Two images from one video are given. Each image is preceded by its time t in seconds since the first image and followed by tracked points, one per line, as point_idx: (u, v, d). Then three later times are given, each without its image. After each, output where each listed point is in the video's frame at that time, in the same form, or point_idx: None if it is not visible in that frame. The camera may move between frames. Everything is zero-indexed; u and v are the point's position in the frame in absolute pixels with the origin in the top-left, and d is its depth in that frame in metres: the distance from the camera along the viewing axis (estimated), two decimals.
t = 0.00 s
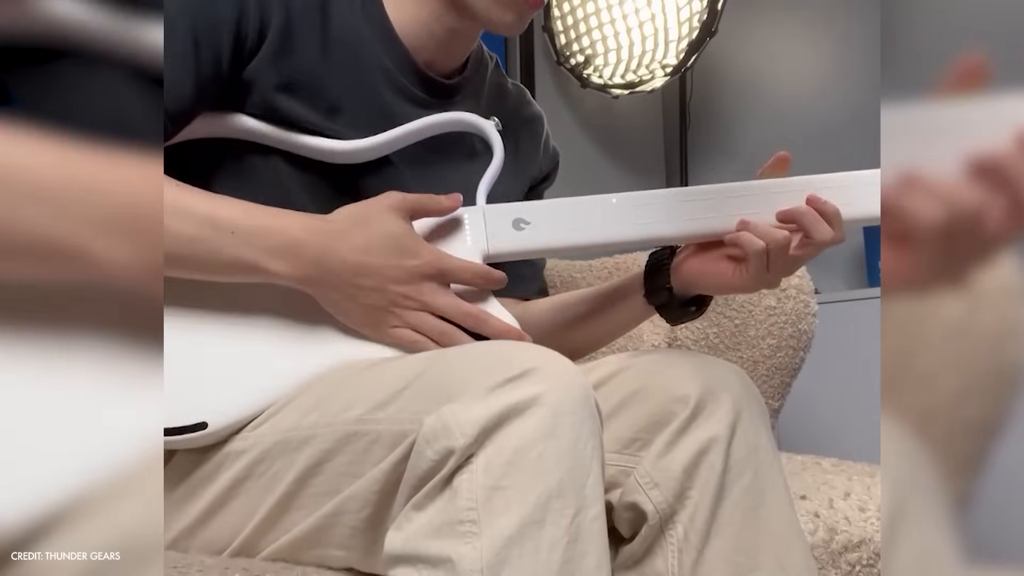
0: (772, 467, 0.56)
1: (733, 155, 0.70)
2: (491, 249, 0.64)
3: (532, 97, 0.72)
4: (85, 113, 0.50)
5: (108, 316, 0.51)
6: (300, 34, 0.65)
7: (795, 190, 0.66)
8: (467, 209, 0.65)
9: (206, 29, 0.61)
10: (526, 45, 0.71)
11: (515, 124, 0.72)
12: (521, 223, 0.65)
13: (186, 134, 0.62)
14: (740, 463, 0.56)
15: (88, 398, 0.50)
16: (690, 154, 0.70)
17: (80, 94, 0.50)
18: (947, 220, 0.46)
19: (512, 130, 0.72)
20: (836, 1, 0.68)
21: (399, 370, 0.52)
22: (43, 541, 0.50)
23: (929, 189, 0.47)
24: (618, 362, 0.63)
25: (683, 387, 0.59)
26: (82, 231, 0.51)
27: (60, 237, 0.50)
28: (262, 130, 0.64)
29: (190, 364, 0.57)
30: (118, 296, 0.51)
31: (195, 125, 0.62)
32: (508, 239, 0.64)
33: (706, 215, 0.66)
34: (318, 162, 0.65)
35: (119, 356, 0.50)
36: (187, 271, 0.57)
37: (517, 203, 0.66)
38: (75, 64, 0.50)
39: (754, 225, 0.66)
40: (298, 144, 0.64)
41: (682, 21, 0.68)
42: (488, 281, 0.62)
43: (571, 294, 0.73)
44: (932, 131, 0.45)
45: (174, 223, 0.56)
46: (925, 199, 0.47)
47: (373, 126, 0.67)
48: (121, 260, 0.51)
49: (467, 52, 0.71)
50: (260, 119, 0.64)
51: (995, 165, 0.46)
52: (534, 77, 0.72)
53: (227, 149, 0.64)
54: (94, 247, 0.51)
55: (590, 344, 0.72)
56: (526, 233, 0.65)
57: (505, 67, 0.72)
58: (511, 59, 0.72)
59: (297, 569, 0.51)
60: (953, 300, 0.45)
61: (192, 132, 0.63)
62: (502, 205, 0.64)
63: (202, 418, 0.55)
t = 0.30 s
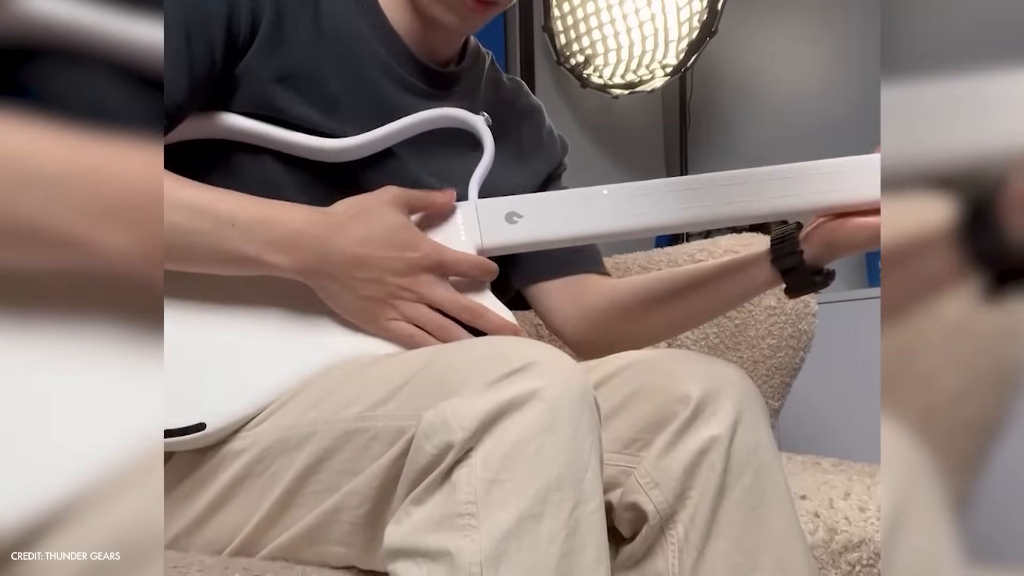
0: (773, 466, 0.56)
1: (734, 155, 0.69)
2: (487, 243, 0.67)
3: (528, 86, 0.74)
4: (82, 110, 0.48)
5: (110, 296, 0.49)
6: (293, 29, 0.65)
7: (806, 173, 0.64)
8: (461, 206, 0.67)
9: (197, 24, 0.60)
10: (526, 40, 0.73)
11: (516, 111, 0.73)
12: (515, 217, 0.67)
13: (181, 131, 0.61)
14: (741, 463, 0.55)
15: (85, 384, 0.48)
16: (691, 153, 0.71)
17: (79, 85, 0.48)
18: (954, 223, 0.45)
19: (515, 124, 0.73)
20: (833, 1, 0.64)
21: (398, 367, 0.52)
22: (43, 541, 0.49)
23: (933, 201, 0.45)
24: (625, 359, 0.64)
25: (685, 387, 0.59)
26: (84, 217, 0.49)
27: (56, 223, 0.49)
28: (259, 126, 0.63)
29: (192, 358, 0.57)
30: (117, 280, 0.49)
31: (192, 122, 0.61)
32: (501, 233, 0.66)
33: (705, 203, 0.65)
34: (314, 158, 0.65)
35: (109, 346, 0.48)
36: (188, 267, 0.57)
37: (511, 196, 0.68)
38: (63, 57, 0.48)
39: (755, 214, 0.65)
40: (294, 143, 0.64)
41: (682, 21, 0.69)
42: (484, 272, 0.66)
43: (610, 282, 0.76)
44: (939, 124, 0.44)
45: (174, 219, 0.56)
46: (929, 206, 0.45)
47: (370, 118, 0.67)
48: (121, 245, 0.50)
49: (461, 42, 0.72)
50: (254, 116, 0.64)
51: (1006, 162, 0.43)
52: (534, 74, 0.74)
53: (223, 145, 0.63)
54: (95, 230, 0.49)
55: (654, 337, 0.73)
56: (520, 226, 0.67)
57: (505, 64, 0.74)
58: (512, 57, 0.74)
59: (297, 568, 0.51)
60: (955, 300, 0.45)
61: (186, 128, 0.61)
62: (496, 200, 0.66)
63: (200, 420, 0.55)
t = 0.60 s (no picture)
0: (773, 467, 0.56)
1: (733, 155, 0.70)
2: (489, 252, 0.66)
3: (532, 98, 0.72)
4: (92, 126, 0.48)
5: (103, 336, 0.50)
6: (309, 37, 0.65)
7: (804, 195, 0.65)
8: (465, 217, 0.66)
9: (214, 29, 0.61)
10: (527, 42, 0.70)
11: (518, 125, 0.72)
12: (519, 228, 0.66)
13: (188, 141, 0.62)
14: (741, 464, 0.55)
15: (79, 409, 0.48)
16: (691, 154, 0.70)
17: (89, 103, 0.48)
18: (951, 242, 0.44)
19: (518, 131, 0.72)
20: None
21: (402, 374, 0.52)
22: (43, 541, 0.49)
23: (932, 217, 0.45)
24: (624, 360, 0.64)
25: (685, 387, 0.59)
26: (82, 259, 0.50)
27: (54, 252, 0.50)
28: (267, 138, 0.64)
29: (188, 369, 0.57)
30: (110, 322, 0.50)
31: (200, 131, 0.62)
32: (504, 244, 0.66)
33: (708, 220, 0.65)
34: (318, 170, 0.65)
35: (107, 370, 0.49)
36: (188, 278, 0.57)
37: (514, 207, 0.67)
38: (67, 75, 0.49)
39: (757, 232, 0.66)
40: (301, 155, 0.64)
41: (682, 21, 0.69)
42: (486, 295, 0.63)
43: (607, 291, 0.75)
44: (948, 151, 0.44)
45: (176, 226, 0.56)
46: (928, 223, 0.45)
47: (378, 129, 0.67)
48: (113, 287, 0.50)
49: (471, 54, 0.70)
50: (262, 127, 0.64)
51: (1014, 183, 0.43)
52: (534, 77, 0.72)
53: (229, 155, 0.64)
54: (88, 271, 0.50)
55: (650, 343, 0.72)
56: (523, 237, 0.66)
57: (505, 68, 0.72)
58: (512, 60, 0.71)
59: (298, 570, 0.51)
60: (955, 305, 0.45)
61: (193, 137, 0.62)
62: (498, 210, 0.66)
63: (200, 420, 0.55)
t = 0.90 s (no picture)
0: (773, 467, 0.56)
1: (733, 155, 0.69)
2: (492, 252, 0.67)
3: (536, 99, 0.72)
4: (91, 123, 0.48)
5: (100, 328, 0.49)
6: (308, 32, 0.65)
7: (800, 198, 0.66)
8: (467, 216, 0.66)
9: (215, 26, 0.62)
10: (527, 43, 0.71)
11: (521, 127, 0.72)
12: (521, 228, 0.67)
13: (194, 136, 0.63)
14: (741, 464, 0.55)
15: (80, 400, 0.49)
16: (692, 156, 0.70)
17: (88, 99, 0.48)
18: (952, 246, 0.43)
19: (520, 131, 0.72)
20: None
21: (402, 371, 0.52)
22: (43, 540, 0.49)
23: (935, 221, 0.43)
24: (624, 359, 0.64)
25: (685, 388, 0.59)
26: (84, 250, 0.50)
27: (56, 248, 0.50)
28: (272, 136, 0.64)
29: (193, 360, 0.58)
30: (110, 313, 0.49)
31: (206, 127, 0.63)
32: (507, 244, 0.67)
33: (706, 221, 0.66)
34: (322, 168, 0.66)
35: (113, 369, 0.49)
36: (193, 272, 0.58)
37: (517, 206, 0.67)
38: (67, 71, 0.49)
39: (755, 233, 0.67)
40: (303, 154, 0.65)
41: (682, 21, 0.69)
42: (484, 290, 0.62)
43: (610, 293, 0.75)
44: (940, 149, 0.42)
45: (177, 222, 0.56)
46: (934, 226, 0.44)
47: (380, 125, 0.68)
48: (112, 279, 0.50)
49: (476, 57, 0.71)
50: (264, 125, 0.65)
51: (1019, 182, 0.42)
52: (534, 78, 0.72)
53: (234, 152, 0.64)
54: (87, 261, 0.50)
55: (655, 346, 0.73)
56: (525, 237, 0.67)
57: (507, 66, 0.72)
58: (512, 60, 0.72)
59: (297, 569, 0.51)
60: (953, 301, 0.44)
61: (198, 133, 0.63)
62: (502, 210, 0.66)
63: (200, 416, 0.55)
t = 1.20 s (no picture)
0: (773, 467, 0.56)
1: (734, 155, 0.69)
2: (483, 252, 0.66)
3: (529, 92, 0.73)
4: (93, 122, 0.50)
5: (93, 304, 0.51)
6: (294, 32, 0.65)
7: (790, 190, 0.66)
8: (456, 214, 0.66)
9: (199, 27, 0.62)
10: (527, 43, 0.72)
11: (515, 120, 0.72)
12: (511, 225, 0.66)
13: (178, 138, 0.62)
14: (741, 464, 0.55)
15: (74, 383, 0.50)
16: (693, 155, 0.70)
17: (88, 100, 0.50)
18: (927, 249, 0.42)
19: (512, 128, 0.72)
20: None
21: (400, 371, 0.52)
22: (43, 541, 0.50)
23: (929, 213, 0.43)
24: (622, 360, 0.64)
25: (685, 387, 0.59)
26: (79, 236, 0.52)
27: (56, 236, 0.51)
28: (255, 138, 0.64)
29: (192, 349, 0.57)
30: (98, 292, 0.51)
31: (185, 130, 0.62)
32: (497, 242, 0.66)
33: (698, 214, 0.65)
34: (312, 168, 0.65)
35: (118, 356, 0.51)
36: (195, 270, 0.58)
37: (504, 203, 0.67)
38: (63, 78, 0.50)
39: (755, 226, 0.66)
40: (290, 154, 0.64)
41: (682, 21, 0.69)
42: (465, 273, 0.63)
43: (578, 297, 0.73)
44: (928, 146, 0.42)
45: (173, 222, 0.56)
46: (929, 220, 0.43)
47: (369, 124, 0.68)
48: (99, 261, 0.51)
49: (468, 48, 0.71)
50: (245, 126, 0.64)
51: (1012, 184, 0.42)
52: (534, 75, 0.73)
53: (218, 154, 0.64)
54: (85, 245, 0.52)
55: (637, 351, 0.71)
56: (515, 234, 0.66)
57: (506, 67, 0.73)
58: (513, 64, 0.73)
59: (298, 569, 0.51)
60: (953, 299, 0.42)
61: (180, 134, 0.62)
62: (488, 209, 0.66)
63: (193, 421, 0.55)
